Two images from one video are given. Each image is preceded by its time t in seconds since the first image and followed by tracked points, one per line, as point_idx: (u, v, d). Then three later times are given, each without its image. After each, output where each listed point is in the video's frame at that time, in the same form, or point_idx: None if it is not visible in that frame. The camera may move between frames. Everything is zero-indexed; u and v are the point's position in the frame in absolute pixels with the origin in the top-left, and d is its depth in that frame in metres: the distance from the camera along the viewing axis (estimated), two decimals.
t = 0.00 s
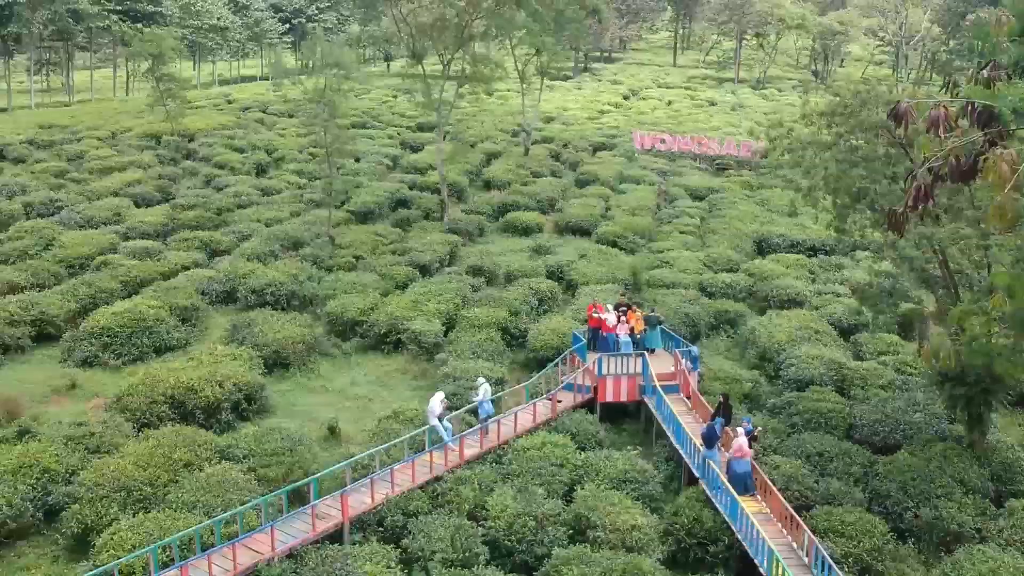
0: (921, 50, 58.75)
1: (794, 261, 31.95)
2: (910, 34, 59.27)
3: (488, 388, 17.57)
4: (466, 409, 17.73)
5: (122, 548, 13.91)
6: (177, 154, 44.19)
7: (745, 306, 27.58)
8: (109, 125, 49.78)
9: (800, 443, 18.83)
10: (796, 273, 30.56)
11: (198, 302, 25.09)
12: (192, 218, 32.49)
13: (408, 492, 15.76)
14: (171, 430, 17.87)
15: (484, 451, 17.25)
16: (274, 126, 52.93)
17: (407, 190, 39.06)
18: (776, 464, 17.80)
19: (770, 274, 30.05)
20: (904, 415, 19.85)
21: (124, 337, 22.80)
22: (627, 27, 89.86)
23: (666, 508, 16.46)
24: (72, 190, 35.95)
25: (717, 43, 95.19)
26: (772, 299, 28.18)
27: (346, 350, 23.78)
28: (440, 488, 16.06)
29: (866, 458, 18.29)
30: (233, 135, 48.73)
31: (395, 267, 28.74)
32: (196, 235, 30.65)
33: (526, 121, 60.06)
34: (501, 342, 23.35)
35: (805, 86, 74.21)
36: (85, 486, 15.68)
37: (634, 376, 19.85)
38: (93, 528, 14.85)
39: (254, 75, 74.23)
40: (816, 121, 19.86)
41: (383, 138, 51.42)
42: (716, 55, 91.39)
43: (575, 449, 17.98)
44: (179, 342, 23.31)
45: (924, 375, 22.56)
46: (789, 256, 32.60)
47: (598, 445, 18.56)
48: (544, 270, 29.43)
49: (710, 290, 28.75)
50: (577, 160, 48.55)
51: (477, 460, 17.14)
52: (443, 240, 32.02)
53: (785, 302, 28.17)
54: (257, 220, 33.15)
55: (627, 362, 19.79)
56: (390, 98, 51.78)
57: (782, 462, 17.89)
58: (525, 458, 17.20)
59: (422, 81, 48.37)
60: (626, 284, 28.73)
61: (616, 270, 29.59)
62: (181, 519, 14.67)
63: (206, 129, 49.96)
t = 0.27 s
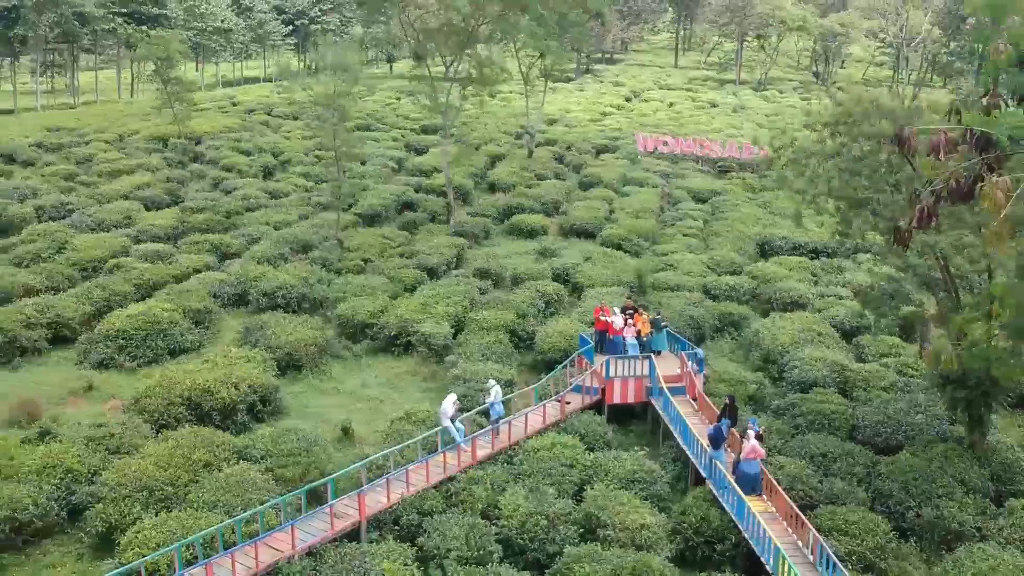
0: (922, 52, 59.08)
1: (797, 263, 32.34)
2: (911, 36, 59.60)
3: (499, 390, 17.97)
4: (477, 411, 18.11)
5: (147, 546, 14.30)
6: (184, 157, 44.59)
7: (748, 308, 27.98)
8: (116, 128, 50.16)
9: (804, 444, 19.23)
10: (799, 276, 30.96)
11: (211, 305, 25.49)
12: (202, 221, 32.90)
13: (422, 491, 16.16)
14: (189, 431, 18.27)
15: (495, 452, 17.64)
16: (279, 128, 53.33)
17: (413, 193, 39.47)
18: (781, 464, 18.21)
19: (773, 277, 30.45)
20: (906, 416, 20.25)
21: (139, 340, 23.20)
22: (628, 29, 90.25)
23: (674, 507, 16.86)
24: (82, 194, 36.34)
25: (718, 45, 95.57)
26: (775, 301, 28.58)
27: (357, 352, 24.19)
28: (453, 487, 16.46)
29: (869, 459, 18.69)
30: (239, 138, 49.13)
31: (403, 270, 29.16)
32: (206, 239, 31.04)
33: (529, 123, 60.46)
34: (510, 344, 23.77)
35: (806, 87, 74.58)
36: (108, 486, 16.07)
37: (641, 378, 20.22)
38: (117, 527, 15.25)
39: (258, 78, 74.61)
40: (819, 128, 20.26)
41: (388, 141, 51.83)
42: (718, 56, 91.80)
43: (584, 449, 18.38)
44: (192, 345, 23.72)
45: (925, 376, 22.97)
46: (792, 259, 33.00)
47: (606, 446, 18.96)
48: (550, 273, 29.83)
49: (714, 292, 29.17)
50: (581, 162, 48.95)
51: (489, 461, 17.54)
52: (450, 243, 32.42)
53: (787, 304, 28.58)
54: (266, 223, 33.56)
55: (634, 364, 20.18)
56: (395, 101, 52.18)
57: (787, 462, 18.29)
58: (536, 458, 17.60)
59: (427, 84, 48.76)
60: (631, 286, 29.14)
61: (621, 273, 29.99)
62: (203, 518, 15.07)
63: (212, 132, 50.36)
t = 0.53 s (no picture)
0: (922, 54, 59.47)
1: (800, 266, 32.74)
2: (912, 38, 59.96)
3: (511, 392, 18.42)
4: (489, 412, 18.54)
5: (171, 544, 14.71)
6: (192, 160, 45.00)
7: (752, 311, 28.39)
8: (124, 130, 50.56)
9: (809, 445, 19.63)
10: (802, 279, 31.37)
11: (224, 308, 25.89)
12: (212, 225, 33.31)
13: (437, 491, 16.56)
14: (207, 433, 18.67)
15: (507, 453, 18.05)
16: (285, 131, 53.75)
17: (420, 196, 39.88)
18: (786, 465, 18.62)
19: (776, 280, 30.86)
20: (908, 418, 20.65)
21: (154, 343, 23.60)
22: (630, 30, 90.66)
23: (682, 507, 17.26)
24: (93, 197, 36.75)
25: (719, 47, 95.96)
26: (779, 304, 28.99)
27: (368, 355, 24.60)
28: (467, 488, 16.87)
29: (872, 460, 19.09)
30: (246, 141, 49.54)
31: (412, 273, 29.57)
32: (217, 242, 31.45)
33: (533, 125, 60.87)
34: (518, 347, 24.18)
35: (807, 89, 74.99)
36: (130, 487, 16.48)
37: (649, 380, 20.63)
38: (140, 526, 15.65)
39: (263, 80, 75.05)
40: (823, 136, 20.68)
41: (393, 143, 52.23)
42: (719, 58, 92.21)
43: (594, 450, 18.79)
44: (207, 347, 24.12)
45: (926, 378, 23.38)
46: (794, 261, 33.41)
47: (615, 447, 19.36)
48: (557, 276, 30.22)
49: (719, 295, 29.57)
50: (585, 165, 49.34)
51: (501, 461, 17.95)
52: (457, 246, 32.82)
53: (791, 307, 28.98)
54: (276, 226, 33.96)
55: (642, 367, 20.58)
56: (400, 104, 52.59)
57: (792, 463, 18.69)
58: (547, 459, 18.01)
59: (432, 87, 49.17)
60: (637, 289, 29.56)
61: (627, 276, 30.40)
62: (224, 517, 15.47)
63: (219, 135, 50.78)
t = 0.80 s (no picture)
0: (923, 57, 59.85)
1: (803, 269, 33.15)
2: (913, 40, 60.33)
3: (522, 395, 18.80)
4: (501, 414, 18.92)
5: (195, 544, 15.11)
6: (200, 164, 45.43)
7: (757, 314, 28.80)
8: (132, 133, 51.00)
9: (814, 447, 20.04)
10: (805, 282, 31.78)
11: (237, 311, 26.31)
12: (222, 228, 33.74)
13: (452, 492, 16.97)
14: (225, 434, 19.08)
15: (519, 455, 18.46)
16: (292, 134, 54.19)
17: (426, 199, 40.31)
18: (792, 466, 19.03)
19: (780, 283, 31.27)
20: (911, 419, 21.06)
21: (170, 345, 24.01)
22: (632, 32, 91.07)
23: (690, 507, 17.67)
24: (104, 200, 37.16)
25: (720, 48, 96.35)
26: (782, 307, 29.40)
27: (380, 357, 25.01)
28: (481, 489, 17.28)
29: (876, 461, 19.50)
30: (252, 144, 49.97)
31: (421, 276, 29.99)
32: (228, 246, 31.87)
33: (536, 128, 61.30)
34: (528, 349, 24.60)
35: (808, 91, 75.42)
36: (153, 488, 16.89)
37: (656, 383, 21.04)
38: (164, 526, 16.05)
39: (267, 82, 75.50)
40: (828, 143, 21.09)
41: (399, 146, 52.66)
42: (720, 59, 92.60)
43: (604, 452, 19.20)
44: (221, 350, 24.54)
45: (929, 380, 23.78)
46: (797, 264, 33.82)
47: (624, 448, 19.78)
48: (563, 279, 30.63)
49: (723, 298, 29.99)
50: (589, 168, 49.75)
51: (513, 462, 18.36)
52: (465, 249, 33.23)
53: (795, 310, 29.40)
54: (285, 230, 34.39)
55: (650, 369, 20.99)
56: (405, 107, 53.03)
57: (797, 464, 19.11)
58: (558, 460, 18.42)
59: (437, 91, 49.59)
60: (643, 292, 29.98)
61: (633, 279, 30.82)
62: (246, 518, 15.88)
63: (226, 138, 51.22)
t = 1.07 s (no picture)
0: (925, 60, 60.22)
1: (807, 272, 33.55)
2: (914, 43, 60.70)
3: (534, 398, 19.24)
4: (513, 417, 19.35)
5: (219, 544, 15.52)
6: (208, 167, 45.82)
7: (762, 317, 29.21)
8: (140, 136, 51.40)
9: (820, 449, 20.44)
10: (809, 285, 32.18)
11: (250, 314, 26.70)
12: (233, 232, 34.14)
13: (467, 493, 17.38)
14: (244, 436, 19.49)
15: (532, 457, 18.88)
16: (298, 136, 54.61)
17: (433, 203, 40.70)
18: (798, 467, 19.44)
19: (784, 286, 31.67)
20: (914, 422, 21.46)
21: (185, 349, 24.40)
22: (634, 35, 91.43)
23: (700, 508, 18.08)
24: (115, 204, 37.56)
25: (722, 50, 96.70)
26: (787, 310, 29.81)
27: (391, 360, 25.41)
28: (495, 490, 17.67)
29: (881, 463, 19.90)
30: (259, 147, 50.37)
31: (430, 280, 30.39)
32: (239, 249, 32.27)
33: (540, 130, 61.71)
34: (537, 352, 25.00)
35: (810, 93, 75.79)
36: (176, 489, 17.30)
37: (665, 386, 21.44)
38: (187, 526, 16.47)
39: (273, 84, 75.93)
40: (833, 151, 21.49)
41: (404, 149, 53.06)
42: (722, 61, 92.94)
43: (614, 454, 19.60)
44: (235, 353, 24.96)
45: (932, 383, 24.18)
46: (801, 268, 34.21)
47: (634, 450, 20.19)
48: (571, 283, 31.02)
49: (728, 301, 30.40)
50: (593, 171, 50.14)
51: (526, 464, 18.78)
52: (473, 252, 33.63)
53: (799, 313, 29.80)
54: (295, 234, 34.79)
55: (658, 373, 21.40)
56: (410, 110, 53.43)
57: (804, 466, 19.51)
58: (570, 462, 18.82)
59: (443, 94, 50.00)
60: (649, 296, 30.39)
61: (639, 282, 31.23)
62: (267, 518, 16.29)
63: (234, 141, 51.64)
